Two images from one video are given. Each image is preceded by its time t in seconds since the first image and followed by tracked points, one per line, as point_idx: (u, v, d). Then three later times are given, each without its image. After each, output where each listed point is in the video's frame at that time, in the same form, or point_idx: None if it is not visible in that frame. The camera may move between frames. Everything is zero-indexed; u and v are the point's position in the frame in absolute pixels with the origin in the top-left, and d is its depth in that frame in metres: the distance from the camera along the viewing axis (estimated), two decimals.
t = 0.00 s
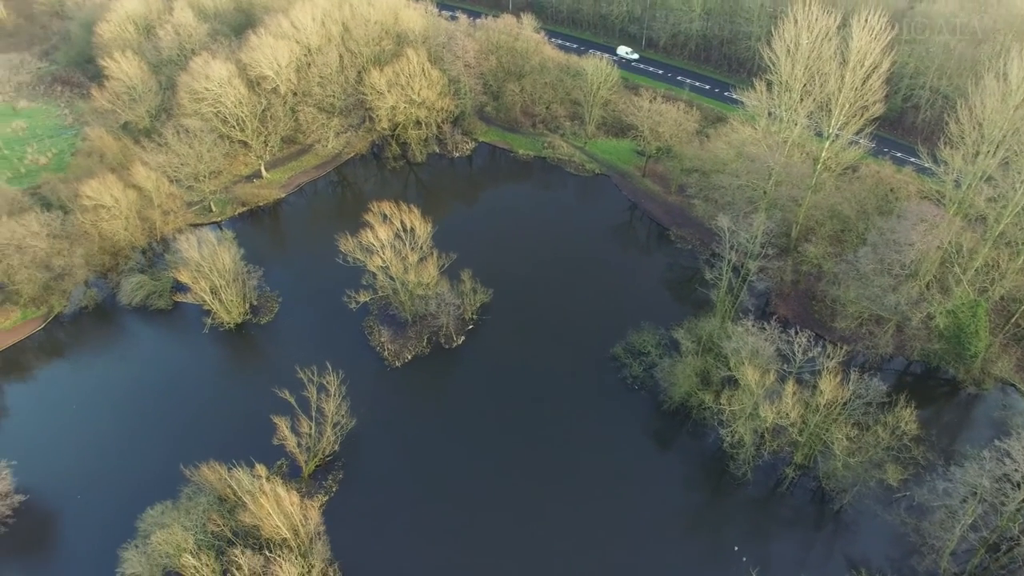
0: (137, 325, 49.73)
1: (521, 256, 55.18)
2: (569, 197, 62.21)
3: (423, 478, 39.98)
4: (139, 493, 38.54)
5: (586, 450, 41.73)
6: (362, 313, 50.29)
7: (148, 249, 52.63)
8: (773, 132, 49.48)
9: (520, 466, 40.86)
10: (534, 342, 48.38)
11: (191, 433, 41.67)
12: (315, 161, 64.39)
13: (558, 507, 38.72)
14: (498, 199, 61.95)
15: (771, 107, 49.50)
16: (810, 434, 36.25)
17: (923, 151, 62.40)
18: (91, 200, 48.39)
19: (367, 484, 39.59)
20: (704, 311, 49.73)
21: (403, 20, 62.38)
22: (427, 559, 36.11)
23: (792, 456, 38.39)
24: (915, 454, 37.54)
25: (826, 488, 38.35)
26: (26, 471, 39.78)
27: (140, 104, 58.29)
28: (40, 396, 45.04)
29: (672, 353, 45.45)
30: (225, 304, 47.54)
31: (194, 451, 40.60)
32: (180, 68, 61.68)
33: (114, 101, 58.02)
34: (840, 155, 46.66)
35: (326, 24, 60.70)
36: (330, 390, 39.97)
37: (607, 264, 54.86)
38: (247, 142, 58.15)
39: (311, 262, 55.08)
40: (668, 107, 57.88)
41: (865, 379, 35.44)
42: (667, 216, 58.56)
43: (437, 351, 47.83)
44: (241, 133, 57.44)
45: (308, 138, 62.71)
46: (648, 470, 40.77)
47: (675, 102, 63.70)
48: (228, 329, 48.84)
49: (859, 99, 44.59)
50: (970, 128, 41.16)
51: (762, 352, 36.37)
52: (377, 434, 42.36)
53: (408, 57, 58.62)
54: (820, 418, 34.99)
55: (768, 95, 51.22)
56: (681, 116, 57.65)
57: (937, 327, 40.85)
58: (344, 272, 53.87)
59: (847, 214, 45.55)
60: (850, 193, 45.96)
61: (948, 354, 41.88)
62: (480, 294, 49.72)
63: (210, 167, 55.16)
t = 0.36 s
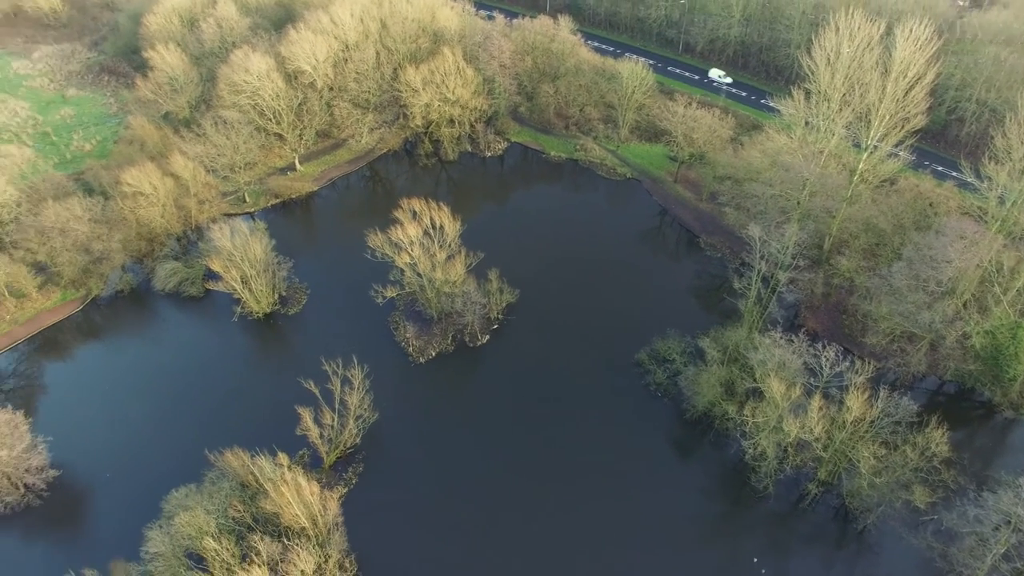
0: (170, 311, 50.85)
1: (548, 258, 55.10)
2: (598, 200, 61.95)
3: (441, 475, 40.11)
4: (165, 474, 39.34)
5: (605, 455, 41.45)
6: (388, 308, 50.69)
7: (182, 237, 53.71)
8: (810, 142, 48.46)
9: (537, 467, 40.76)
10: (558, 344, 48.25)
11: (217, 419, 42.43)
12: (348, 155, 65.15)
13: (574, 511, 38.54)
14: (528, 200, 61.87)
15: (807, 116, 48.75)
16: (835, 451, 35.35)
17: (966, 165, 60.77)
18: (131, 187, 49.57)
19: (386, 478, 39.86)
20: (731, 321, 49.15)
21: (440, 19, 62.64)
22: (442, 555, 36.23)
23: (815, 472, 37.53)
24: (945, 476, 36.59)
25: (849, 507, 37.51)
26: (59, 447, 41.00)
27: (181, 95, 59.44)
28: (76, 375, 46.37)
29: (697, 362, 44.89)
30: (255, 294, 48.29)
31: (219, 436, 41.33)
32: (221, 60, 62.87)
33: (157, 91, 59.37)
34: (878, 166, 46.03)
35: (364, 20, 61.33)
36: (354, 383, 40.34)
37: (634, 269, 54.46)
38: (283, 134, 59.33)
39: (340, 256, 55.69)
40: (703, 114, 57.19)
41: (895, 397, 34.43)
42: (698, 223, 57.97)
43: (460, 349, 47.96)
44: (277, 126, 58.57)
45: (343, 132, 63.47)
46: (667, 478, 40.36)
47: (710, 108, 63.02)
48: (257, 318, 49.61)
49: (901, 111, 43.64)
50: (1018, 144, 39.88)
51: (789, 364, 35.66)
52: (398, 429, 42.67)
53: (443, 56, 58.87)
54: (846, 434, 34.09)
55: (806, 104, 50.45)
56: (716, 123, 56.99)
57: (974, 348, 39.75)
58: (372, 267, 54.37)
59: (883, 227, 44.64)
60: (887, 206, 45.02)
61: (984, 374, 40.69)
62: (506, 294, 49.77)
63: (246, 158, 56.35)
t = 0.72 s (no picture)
0: (204, 297, 51.88)
1: (577, 260, 54.93)
2: (630, 204, 61.59)
3: (460, 472, 40.22)
4: (192, 457, 40.08)
5: (626, 461, 41.13)
6: (416, 304, 50.99)
7: (218, 226, 54.77)
8: (848, 153, 47.43)
9: (557, 470, 40.60)
10: (583, 348, 48.05)
11: (245, 405, 43.16)
12: (382, 151, 65.78)
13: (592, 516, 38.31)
14: (559, 201, 61.83)
15: (846, 127, 47.97)
16: (861, 469, 34.50)
17: (1012, 182, 58.91)
18: (171, 174, 50.69)
19: (406, 472, 40.16)
20: (760, 331, 48.41)
21: (478, 18, 62.60)
22: (458, 552, 36.33)
23: (840, 489, 36.64)
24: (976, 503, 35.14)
25: (874, 528, 36.54)
26: (93, 425, 42.15)
27: (222, 86, 60.56)
28: (112, 356, 47.65)
29: (724, 371, 44.27)
30: (285, 285, 48.95)
31: (247, 423, 42.00)
32: (262, 54, 64.01)
33: (199, 82, 60.61)
34: (919, 180, 44.89)
35: (403, 17, 61.85)
36: (379, 376, 40.66)
37: (663, 275, 53.97)
38: (319, 128, 60.13)
39: (371, 250, 56.20)
40: (739, 121, 56.38)
41: (927, 418, 33.49)
42: (730, 231, 57.17)
43: (486, 347, 48.05)
44: (314, 119, 59.43)
45: (378, 127, 64.17)
46: (688, 488, 39.84)
47: (747, 115, 62.18)
48: (286, 308, 50.32)
49: (946, 123, 42.55)
50: None
51: (817, 378, 34.99)
52: (419, 424, 42.88)
53: (480, 55, 58.98)
54: (873, 453, 33.24)
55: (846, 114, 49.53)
56: (753, 130, 56.07)
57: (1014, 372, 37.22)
58: (402, 262, 54.75)
59: (921, 243, 43.53)
60: (926, 221, 43.94)
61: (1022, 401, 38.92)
62: (533, 295, 49.71)
63: (282, 150, 57.40)
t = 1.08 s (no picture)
0: (238, 284, 52.90)
1: (607, 264, 54.64)
2: (663, 210, 61.07)
3: (480, 470, 40.33)
4: (219, 441, 40.84)
5: (647, 468, 40.78)
6: (444, 301, 51.27)
7: (254, 215, 55.78)
8: (892, 166, 46.42)
9: (577, 473, 40.43)
10: (609, 352, 47.78)
11: (273, 393, 43.83)
12: (418, 147, 66.26)
13: (611, 521, 38.05)
14: (592, 203, 61.67)
15: (889, 139, 47.02)
16: (889, 490, 33.58)
17: None
18: (211, 163, 51.78)
19: (427, 467, 40.41)
20: (791, 344, 47.62)
21: (518, 18, 62.87)
22: (475, 550, 36.41)
23: (866, 509, 35.70)
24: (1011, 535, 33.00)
25: (900, 551, 35.47)
26: (127, 404, 43.26)
27: (264, 78, 61.69)
28: (148, 338, 48.88)
29: (751, 383, 43.60)
30: (317, 276, 49.61)
31: (274, 410, 42.68)
32: (304, 47, 65.02)
33: (242, 73, 61.66)
34: (964, 197, 43.97)
35: (444, 15, 62.27)
36: (405, 370, 40.97)
37: (694, 282, 53.40)
38: (357, 123, 60.90)
39: (402, 245, 56.68)
40: (778, 130, 55.50)
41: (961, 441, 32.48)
42: (765, 242, 56.30)
43: (512, 347, 48.10)
44: (352, 114, 60.21)
45: (415, 124, 64.74)
46: (709, 498, 39.31)
47: (787, 124, 61.27)
48: (317, 299, 51.02)
49: (996, 139, 41.29)
50: None
51: (847, 395, 34.34)
52: (443, 420, 43.13)
53: (519, 55, 59.14)
54: (901, 474, 32.34)
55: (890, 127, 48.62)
56: (792, 140, 55.04)
57: None
58: (432, 259, 55.07)
59: (964, 260, 41.84)
60: (969, 239, 42.42)
61: None
62: (561, 297, 49.60)
63: (320, 143, 58.27)
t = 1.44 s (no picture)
0: (271, 274, 53.82)
1: (637, 270, 54.25)
2: (697, 217, 60.42)
3: (501, 470, 40.42)
4: (246, 428, 41.57)
5: (669, 477, 40.34)
6: (473, 299, 51.50)
7: (290, 207, 56.66)
8: (935, 181, 45.17)
9: (598, 478, 40.22)
10: (636, 358, 47.43)
11: (301, 383, 44.47)
12: (453, 145, 66.64)
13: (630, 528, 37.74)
14: (625, 208, 61.32)
15: (933, 153, 45.90)
16: (918, 513, 32.71)
17: None
18: (250, 154, 52.68)
19: (449, 464, 40.64)
20: (822, 359, 46.66)
21: (558, 20, 62.87)
22: (492, 550, 36.41)
23: (893, 532, 34.77)
24: None
25: None
26: (160, 386, 44.32)
27: (305, 72, 62.60)
28: (182, 323, 50.02)
29: (779, 396, 42.86)
30: (348, 270, 50.22)
31: (301, 399, 43.30)
32: (345, 43, 65.88)
33: (284, 67, 62.84)
34: (1010, 216, 42.36)
35: (484, 15, 62.68)
36: (431, 367, 41.21)
37: (725, 291, 52.71)
38: (393, 119, 61.45)
39: (433, 242, 57.03)
40: (818, 140, 54.49)
41: (997, 467, 31.44)
42: (799, 253, 55.28)
43: (538, 349, 48.13)
44: (389, 110, 60.80)
45: (450, 122, 65.06)
46: (731, 511, 38.72)
47: (827, 135, 60.12)
48: (347, 292, 51.67)
49: None
50: None
51: (877, 414, 33.55)
52: (466, 418, 43.34)
53: (557, 57, 59.06)
54: (932, 497, 31.46)
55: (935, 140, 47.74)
56: (831, 151, 54.00)
57: None
58: (463, 257, 55.26)
59: (1006, 279, 40.85)
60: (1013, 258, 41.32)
61: None
62: (590, 301, 49.43)
63: (356, 138, 58.93)
